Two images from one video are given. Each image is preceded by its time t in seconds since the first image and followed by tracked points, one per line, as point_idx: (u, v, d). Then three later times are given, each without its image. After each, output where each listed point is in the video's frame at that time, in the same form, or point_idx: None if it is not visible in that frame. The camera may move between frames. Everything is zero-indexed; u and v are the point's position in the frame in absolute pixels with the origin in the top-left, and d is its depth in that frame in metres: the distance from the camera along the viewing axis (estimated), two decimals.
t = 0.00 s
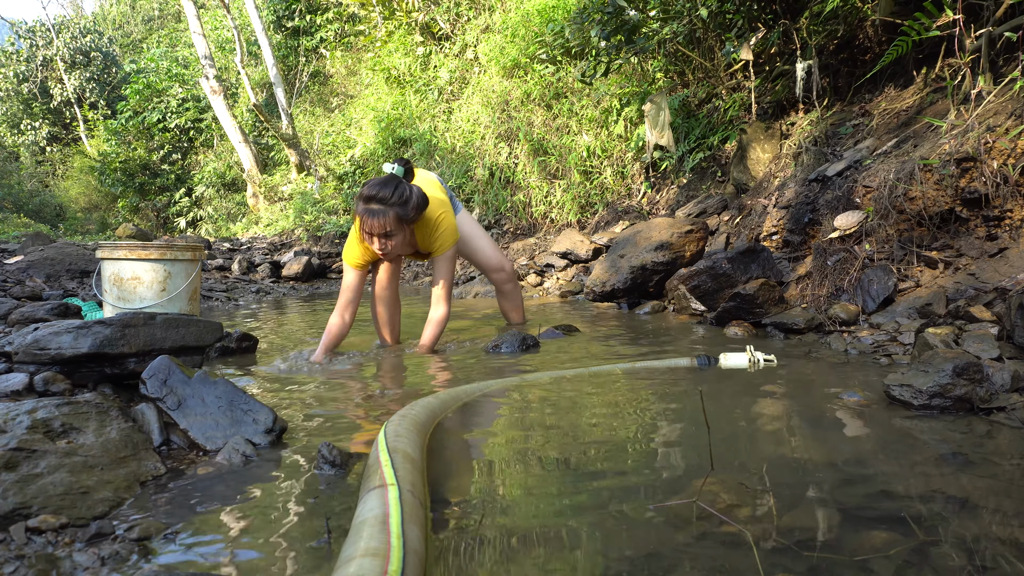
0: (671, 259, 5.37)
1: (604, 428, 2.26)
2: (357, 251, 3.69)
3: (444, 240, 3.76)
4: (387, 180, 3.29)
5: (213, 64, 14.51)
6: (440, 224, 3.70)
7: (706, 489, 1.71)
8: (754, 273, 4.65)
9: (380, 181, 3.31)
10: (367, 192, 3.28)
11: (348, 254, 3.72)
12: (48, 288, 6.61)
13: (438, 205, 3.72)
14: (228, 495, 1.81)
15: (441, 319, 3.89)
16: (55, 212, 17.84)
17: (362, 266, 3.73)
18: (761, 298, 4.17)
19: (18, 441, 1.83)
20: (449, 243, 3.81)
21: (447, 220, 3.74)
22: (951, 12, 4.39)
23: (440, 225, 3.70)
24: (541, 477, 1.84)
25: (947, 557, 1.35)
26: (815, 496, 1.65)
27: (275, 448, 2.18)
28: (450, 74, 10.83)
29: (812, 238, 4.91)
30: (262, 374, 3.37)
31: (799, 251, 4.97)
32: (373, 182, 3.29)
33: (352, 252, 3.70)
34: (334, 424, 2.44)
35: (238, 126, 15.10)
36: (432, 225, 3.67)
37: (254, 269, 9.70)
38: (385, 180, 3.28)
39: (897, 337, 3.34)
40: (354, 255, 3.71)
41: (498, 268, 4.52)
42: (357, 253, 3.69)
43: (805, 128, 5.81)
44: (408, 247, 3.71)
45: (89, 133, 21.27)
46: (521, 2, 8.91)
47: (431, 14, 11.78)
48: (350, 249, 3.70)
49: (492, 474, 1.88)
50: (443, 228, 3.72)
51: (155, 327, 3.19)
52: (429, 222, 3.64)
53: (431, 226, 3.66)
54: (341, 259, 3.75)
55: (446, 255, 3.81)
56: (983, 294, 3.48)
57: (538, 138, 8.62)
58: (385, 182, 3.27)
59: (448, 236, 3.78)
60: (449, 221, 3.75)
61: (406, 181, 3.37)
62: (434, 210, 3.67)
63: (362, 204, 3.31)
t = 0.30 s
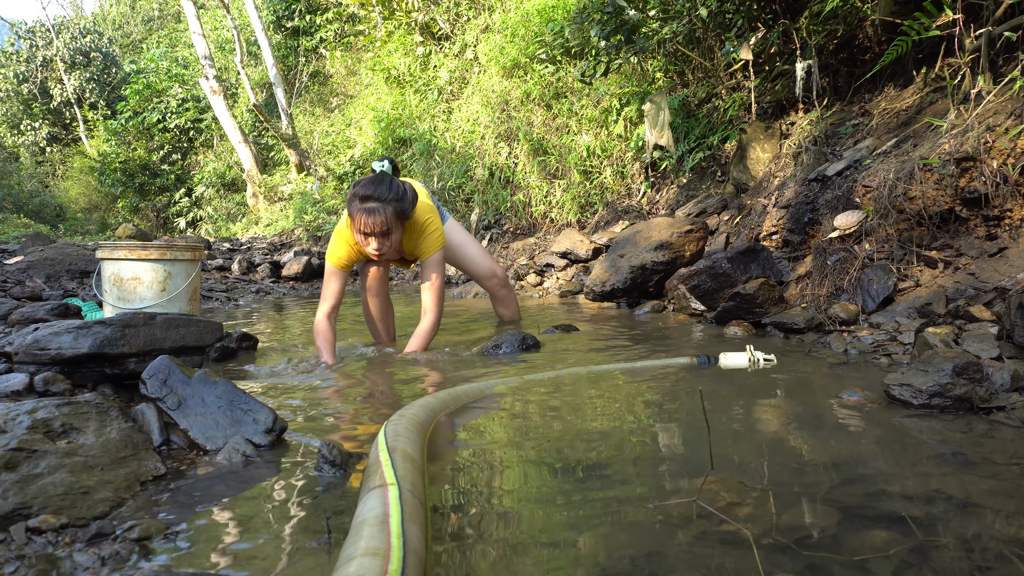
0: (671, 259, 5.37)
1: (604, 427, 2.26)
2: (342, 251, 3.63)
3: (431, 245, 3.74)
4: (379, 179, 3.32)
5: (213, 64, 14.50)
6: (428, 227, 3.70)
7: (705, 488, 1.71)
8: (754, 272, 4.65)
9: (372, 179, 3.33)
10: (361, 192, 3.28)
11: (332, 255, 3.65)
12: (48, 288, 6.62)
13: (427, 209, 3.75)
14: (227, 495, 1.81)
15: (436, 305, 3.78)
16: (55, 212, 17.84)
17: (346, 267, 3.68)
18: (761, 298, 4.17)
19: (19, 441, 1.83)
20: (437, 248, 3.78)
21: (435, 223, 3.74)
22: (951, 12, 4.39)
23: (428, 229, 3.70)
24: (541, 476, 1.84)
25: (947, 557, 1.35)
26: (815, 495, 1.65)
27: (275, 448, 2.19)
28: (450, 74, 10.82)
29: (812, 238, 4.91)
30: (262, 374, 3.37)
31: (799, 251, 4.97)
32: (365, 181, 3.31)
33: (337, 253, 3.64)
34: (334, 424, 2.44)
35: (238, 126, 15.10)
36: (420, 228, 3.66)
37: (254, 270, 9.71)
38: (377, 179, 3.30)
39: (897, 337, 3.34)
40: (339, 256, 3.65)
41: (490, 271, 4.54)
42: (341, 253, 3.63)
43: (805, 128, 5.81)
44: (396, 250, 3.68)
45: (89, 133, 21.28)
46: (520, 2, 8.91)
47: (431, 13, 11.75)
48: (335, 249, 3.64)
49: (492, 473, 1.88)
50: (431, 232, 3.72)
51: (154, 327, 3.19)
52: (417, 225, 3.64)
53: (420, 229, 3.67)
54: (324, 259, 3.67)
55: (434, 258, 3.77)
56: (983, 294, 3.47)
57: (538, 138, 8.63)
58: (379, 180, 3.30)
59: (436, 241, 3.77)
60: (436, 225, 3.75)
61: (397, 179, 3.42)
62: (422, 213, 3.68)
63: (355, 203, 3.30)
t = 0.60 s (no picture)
0: (671, 259, 5.37)
1: (604, 427, 2.26)
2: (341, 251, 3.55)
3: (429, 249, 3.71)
4: (382, 184, 3.30)
5: (212, 64, 14.49)
6: (427, 232, 3.68)
7: (705, 488, 1.71)
8: (754, 272, 4.65)
9: (376, 185, 3.31)
10: (365, 197, 3.25)
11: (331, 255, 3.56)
12: (47, 288, 6.61)
13: (424, 212, 3.73)
14: (226, 494, 1.81)
15: (440, 302, 3.69)
16: (55, 212, 17.82)
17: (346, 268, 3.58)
18: (761, 298, 4.17)
19: (18, 441, 1.83)
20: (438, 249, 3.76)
21: (434, 227, 3.72)
22: (951, 11, 4.38)
23: (427, 233, 3.67)
24: (540, 477, 1.84)
25: (946, 556, 1.35)
26: (815, 495, 1.65)
27: (275, 448, 2.18)
28: (450, 74, 10.82)
29: (812, 238, 4.91)
30: (262, 374, 3.37)
31: (799, 251, 4.97)
32: (368, 187, 3.28)
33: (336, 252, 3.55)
34: (334, 424, 2.44)
35: (238, 126, 15.09)
36: (420, 233, 3.63)
37: (254, 269, 9.71)
38: (381, 185, 3.29)
39: (897, 337, 3.34)
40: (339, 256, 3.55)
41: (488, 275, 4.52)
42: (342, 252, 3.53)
43: (804, 128, 5.81)
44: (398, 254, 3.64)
45: (89, 133, 21.27)
46: (520, 2, 8.90)
47: (431, 13, 11.74)
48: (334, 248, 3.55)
49: (492, 473, 1.88)
50: (430, 236, 3.70)
51: (154, 327, 3.19)
52: (417, 229, 3.61)
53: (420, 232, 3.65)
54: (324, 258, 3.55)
55: (434, 257, 3.69)
56: (983, 293, 3.47)
57: (538, 138, 8.63)
58: (383, 185, 3.28)
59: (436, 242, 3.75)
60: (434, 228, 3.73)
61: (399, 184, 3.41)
62: (422, 217, 3.65)
63: (360, 207, 3.27)
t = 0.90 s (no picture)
0: (671, 259, 5.37)
1: (604, 426, 2.25)
2: (354, 249, 3.49)
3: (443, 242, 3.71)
4: (403, 182, 3.23)
5: (212, 64, 14.49)
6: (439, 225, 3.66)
7: (704, 488, 1.71)
8: (753, 272, 4.65)
9: (397, 183, 3.24)
10: (389, 197, 3.18)
11: (343, 253, 3.49)
12: (47, 288, 6.61)
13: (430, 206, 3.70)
14: (226, 494, 1.81)
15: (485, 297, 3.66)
16: (54, 211, 17.80)
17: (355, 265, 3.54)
18: (761, 298, 4.17)
19: (18, 441, 1.83)
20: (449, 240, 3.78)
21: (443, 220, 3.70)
22: (951, 11, 4.38)
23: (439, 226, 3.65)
24: (540, 476, 1.84)
25: (946, 557, 1.35)
26: (814, 495, 1.65)
27: (275, 448, 2.18)
28: (450, 73, 10.82)
29: (812, 238, 4.90)
30: (262, 373, 3.36)
31: (799, 250, 4.97)
32: (391, 187, 3.21)
33: (347, 251, 3.49)
34: (333, 424, 2.43)
35: (237, 126, 15.08)
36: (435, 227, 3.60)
37: (254, 269, 9.70)
38: (403, 184, 3.22)
39: (896, 337, 3.34)
40: (350, 253, 3.50)
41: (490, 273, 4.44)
42: (353, 250, 3.49)
43: (804, 128, 5.81)
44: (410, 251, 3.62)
45: (88, 132, 21.26)
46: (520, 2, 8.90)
47: (431, 13, 11.73)
48: (345, 247, 3.49)
49: (492, 473, 1.88)
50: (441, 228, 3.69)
51: (154, 327, 3.19)
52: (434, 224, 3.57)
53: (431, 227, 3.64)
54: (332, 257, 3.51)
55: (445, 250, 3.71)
56: (983, 293, 3.47)
57: (537, 138, 8.63)
58: (406, 183, 3.21)
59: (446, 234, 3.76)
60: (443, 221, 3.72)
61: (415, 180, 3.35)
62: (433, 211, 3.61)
63: (385, 208, 3.19)
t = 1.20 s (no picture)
0: (671, 259, 5.37)
1: (604, 427, 2.25)
2: (384, 249, 3.42)
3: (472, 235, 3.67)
4: (439, 182, 3.12)
5: (212, 64, 14.48)
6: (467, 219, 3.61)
7: (704, 488, 1.71)
8: (754, 272, 4.64)
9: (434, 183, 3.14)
10: (427, 198, 3.09)
11: (374, 253, 3.41)
12: (47, 288, 6.60)
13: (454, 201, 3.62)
14: (226, 494, 1.81)
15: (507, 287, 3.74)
16: (54, 211, 17.79)
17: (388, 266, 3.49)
18: (761, 298, 4.17)
19: (18, 441, 1.83)
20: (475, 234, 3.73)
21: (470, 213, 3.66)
22: (950, 11, 4.38)
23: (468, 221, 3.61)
24: (540, 476, 1.84)
25: (946, 557, 1.35)
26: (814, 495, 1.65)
27: (274, 447, 2.18)
28: (450, 73, 10.82)
29: (812, 238, 4.90)
30: (261, 373, 3.36)
31: (799, 251, 4.97)
32: (427, 189, 3.11)
33: (377, 252, 3.42)
34: (333, 424, 2.43)
35: (237, 126, 15.09)
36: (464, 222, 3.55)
37: (254, 269, 9.70)
38: (439, 184, 3.12)
39: (896, 337, 3.34)
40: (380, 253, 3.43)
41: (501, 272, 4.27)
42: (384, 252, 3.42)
43: (804, 128, 5.81)
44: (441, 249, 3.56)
45: (88, 133, 21.26)
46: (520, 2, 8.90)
47: (431, 13, 11.73)
48: (375, 247, 3.41)
49: (491, 473, 1.88)
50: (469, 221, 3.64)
51: (154, 327, 3.19)
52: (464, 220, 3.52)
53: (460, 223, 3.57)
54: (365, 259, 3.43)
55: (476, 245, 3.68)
56: (983, 293, 3.46)
57: (537, 138, 8.63)
58: (442, 184, 3.11)
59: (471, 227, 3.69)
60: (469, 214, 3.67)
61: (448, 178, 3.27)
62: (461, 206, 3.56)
63: (422, 209, 3.11)
